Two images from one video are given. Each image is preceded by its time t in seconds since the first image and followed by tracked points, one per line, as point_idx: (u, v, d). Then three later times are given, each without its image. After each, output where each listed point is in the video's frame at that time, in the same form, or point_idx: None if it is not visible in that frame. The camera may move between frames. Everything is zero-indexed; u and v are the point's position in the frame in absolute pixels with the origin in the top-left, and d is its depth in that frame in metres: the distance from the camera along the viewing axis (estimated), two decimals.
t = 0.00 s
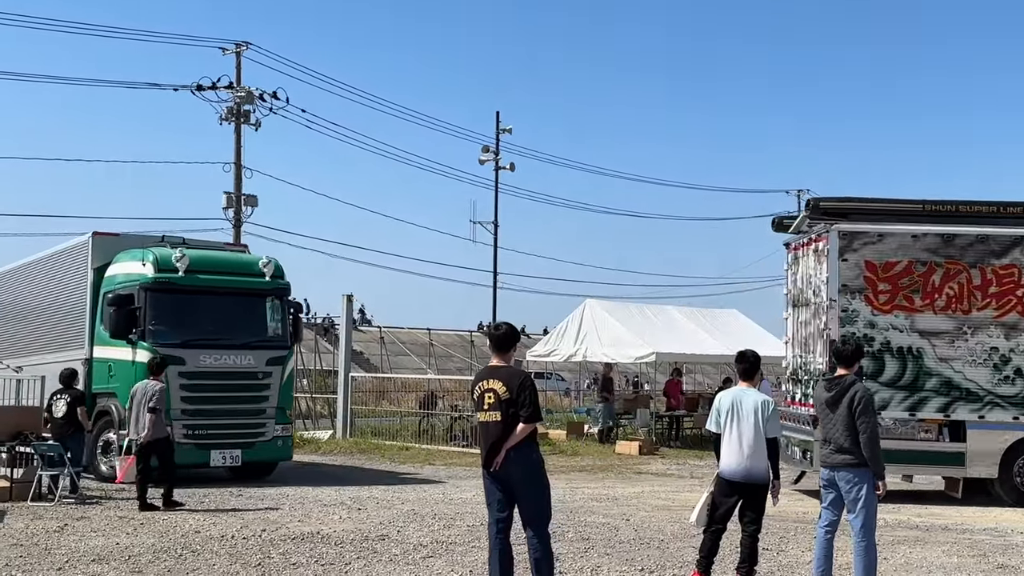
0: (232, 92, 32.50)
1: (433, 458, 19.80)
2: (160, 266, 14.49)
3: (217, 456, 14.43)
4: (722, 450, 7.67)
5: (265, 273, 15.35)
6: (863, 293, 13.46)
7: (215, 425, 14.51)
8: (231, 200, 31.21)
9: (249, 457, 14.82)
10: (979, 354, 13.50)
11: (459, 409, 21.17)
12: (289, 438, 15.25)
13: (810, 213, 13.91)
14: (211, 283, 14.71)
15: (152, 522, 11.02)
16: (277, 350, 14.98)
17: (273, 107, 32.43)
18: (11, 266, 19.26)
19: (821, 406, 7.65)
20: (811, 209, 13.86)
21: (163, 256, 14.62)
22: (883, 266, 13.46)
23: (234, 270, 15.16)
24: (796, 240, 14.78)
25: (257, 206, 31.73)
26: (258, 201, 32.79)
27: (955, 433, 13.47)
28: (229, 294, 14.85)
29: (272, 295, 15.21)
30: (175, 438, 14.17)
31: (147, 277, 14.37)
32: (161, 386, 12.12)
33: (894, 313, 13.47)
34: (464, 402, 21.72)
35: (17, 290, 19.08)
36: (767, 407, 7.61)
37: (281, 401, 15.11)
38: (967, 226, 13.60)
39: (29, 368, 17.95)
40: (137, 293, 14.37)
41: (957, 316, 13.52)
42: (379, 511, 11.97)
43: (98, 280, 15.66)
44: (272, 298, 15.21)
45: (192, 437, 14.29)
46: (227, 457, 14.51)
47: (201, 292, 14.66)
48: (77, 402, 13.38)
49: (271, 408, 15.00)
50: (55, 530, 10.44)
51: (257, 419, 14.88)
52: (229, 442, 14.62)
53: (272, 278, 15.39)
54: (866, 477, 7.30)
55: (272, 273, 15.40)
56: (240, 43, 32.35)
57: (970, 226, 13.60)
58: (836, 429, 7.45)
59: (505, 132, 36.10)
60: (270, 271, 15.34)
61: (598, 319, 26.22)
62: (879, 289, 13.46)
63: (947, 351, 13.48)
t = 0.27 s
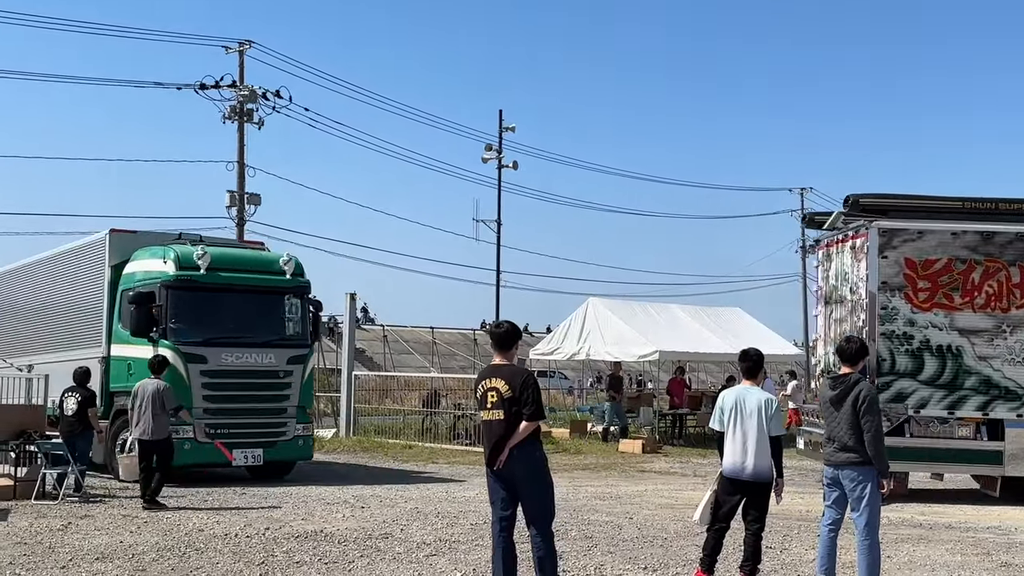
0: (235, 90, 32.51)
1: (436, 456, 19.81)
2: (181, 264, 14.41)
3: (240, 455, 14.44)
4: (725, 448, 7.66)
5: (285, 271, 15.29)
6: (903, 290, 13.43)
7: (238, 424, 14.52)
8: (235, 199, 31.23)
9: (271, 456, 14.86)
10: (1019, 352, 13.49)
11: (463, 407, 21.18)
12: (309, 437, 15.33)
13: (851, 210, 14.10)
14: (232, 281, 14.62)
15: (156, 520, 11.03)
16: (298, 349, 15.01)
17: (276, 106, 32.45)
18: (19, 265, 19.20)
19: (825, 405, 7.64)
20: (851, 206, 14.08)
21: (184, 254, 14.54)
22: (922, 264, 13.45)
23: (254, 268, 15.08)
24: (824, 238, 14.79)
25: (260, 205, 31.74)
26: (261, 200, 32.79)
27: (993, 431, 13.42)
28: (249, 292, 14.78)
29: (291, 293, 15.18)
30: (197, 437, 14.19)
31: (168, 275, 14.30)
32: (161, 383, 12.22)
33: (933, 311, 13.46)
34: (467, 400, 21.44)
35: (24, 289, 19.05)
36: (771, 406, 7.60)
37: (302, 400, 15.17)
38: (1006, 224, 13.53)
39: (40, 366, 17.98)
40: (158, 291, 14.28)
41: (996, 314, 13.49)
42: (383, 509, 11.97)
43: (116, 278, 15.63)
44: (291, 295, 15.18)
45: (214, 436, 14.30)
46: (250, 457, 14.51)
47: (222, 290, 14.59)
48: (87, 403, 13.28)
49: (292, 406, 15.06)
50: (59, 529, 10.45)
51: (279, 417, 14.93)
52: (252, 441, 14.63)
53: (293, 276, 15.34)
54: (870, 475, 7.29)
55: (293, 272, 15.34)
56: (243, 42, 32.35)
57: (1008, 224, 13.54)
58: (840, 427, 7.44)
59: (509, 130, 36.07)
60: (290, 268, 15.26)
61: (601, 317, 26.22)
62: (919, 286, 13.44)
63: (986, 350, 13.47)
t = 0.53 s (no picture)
0: (237, 89, 32.53)
1: (438, 454, 19.81)
2: (202, 260, 14.47)
3: (260, 454, 14.40)
4: (727, 447, 7.65)
5: (306, 269, 15.26)
6: (938, 287, 13.40)
7: (259, 423, 14.48)
8: (237, 197, 31.26)
9: (293, 456, 14.77)
10: None
11: (465, 406, 21.18)
12: (330, 436, 15.22)
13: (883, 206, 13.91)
14: (253, 279, 14.60)
15: (158, 519, 11.05)
16: (319, 348, 14.94)
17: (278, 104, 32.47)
18: (20, 263, 19.17)
19: (828, 404, 7.63)
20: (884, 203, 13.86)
21: (204, 251, 14.60)
22: (958, 261, 13.45)
23: (275, 266, 15.07)
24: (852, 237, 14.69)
25: (263, 203, 31.76)
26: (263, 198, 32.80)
27: None
28: (269, 290, 14.74)
29: (311, 291, 15.12)
30: (218, 436, 14.17)
31: (190, 271, 14.34)
32: (165, 381, 12.25)
33: (969, 308, 13.49)
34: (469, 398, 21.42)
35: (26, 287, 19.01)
36: (773, 404, 7.57)
37: (323, 399, 15.12)
38: None
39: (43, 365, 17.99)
40: (179, 289, 14.30)
41: None
42: (385, 507, 11.98)
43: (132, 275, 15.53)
44: (311, 293, 15.12)
45: (236, 435, 14.27)
46: (271, 456, 14.49)
47: (242, 288, 14.57)
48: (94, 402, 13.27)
49: (313, 406, 14.98)
50: (61, 527, 10.47)
51: (301, 417, 14.86)
52: (274, 441, 14.57)
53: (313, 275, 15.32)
54: (872, 474, 7.28)
55: (313, 270, 15.32)
56: (245, 40, 32.36)
57: None
58: (843, 426, 7.43)
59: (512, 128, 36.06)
60: (312, 267, 15.24)
61: (603, 316, 26.21)
62: (954, 283, 13.44)
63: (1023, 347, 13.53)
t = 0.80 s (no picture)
0: (237, 88, 32.52)
1: (439, 453, 19.82)
2: (222, 259, 14.34)
3: (282, 454, 14.38)
4: (728, 445, 7.64)
5: (325, 266, 15.24)
6: (972, 285, 13.40)
7: (280, 422, 14.44)
8: (238, 196, 31.25)
9: (312, 454, 14.79)
10: None
11: (465, 405, 21.19)
12: (349, 435, 15.24)
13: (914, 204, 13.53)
14: (273, 277, 14.53)
15: (159, 517, 11.05)
16: (338, 346, 14.95)
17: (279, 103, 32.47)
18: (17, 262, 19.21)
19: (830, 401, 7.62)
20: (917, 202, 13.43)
21: (224, 249, 14.46)
22: (991, 259, 13.44)
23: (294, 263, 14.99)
24: (877, 237, 14.78)
25: (263, 202, 31.76)
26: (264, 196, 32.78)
27: None
28: (288, 287, 14.67)
29: (330, 288, 15.06)
30: (239, 435, 14.11)
31: (210, 270, 14.22)
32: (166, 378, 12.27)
33: (1002, 306, 13.49)
34: (469, 398, 21.74)
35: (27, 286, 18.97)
36: (774, 402, 7.58)
37: (341, 398, 15.09)
38: None
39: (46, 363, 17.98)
40: (199, 287, 14.19)
41: None
42: (385, 506, 11.98)
43: (145, 272, 15.33)
44: (329, 290, 15.06)
45: (257, 434, 14.22)
46: (291, 455, 14.48)
47: (262, 286, 14.50)
48: (93, 401, 13.28)
49: (333, 404, 14.98)
50: (63, 526, 10.48)
51: (320, 416, 14.85)
52: (294, 441, 14.56)
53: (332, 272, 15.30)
54: (872, 473, 7.29)
55: (332, 267, 15.29)
56: (246, 39, 32.37)
57: None
58: (844, 424, 7.43)
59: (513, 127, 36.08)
60: (330, 264, 15.21)
61: (603, 315, 26.20)
62: (988, 281, 13.44)
63: None
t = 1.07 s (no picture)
0: (236, 87, 32.50)
1: (439, 452, 19.83)
2: (241, 257, 14.26)
3: (302, 453, 14.32)
4: (727, 444, 7.65)
5: (343, 264, 15.16)
6: (1007, 286, 13.29)
7: (300, 422, 14.39)
8: (238, 195, 31.24)
9: (332, 454, 14.71)
10: None
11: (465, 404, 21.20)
12: (368, 434, 15.18)
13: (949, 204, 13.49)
14: (292, 275, 14.45)
15: (159, 516, 11.06)
16: (357, 344, 14.88)
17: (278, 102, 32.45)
18: (20, 261, 19.22)
19: (831, 400, 7.61)
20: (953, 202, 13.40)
21: (242, 247, 14.38)
22: None
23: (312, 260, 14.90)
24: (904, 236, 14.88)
25: (262, 201, 31.74)
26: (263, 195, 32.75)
27: None
28: (306, 285, 14.57)
29: (347, 286, 14.96)
30: (260, 435, 14.05)
31: (229, 269, 14.15)
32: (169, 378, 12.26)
33: None
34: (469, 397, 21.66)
35: (32, 284, 18.98)
36: (773, 401, 7.59)
37: (361, 396, 15.04)
38: None
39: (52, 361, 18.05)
40: (218, 285, 14.13)
41: None
42: (385, 505, 12.00)
43: (160, 270, 15.30)
44: (346, 288, 14.95)
45: (277, 434, 14.18)
46: (311, 455, 14.41)
47: (281, 284, 14.42)
48: (90, 399, 13.26)
49: (351, 403, 14.90)
50: (62, 524, 10.48)
51: (339, 415, 14.78)
52: (314, 440, 14.51)
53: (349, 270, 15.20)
54: (872, 472, 7.29)
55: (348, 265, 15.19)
56: (245, 38, 32.32)
57: None
58: (845, 423, 7.43)
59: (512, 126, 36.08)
60: (348, 262, 15.14)
61: (603, 314, 26.21)
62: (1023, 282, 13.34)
63: None
